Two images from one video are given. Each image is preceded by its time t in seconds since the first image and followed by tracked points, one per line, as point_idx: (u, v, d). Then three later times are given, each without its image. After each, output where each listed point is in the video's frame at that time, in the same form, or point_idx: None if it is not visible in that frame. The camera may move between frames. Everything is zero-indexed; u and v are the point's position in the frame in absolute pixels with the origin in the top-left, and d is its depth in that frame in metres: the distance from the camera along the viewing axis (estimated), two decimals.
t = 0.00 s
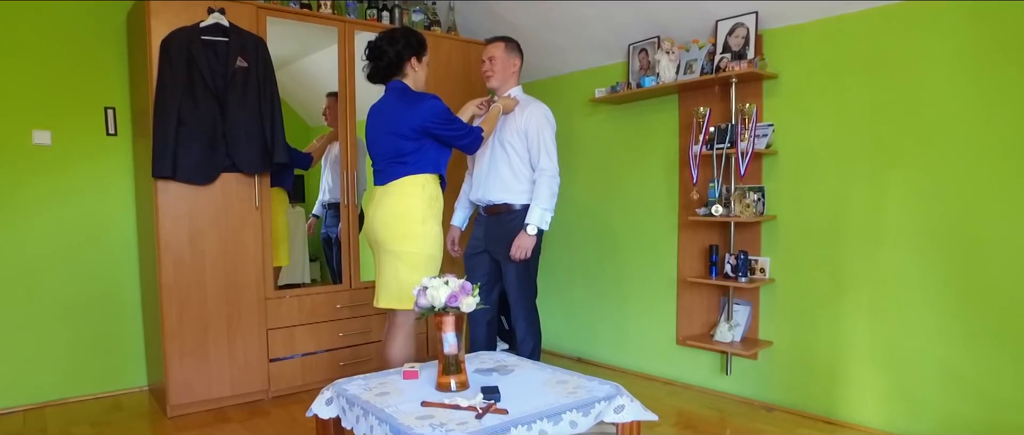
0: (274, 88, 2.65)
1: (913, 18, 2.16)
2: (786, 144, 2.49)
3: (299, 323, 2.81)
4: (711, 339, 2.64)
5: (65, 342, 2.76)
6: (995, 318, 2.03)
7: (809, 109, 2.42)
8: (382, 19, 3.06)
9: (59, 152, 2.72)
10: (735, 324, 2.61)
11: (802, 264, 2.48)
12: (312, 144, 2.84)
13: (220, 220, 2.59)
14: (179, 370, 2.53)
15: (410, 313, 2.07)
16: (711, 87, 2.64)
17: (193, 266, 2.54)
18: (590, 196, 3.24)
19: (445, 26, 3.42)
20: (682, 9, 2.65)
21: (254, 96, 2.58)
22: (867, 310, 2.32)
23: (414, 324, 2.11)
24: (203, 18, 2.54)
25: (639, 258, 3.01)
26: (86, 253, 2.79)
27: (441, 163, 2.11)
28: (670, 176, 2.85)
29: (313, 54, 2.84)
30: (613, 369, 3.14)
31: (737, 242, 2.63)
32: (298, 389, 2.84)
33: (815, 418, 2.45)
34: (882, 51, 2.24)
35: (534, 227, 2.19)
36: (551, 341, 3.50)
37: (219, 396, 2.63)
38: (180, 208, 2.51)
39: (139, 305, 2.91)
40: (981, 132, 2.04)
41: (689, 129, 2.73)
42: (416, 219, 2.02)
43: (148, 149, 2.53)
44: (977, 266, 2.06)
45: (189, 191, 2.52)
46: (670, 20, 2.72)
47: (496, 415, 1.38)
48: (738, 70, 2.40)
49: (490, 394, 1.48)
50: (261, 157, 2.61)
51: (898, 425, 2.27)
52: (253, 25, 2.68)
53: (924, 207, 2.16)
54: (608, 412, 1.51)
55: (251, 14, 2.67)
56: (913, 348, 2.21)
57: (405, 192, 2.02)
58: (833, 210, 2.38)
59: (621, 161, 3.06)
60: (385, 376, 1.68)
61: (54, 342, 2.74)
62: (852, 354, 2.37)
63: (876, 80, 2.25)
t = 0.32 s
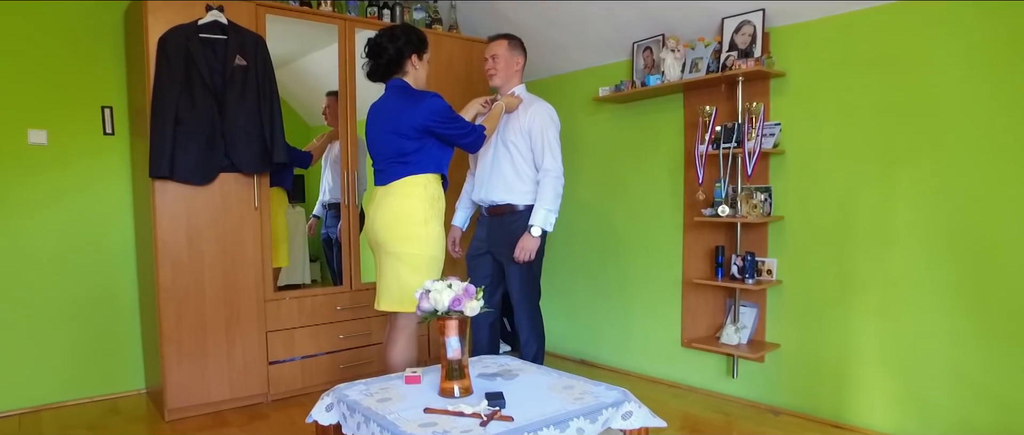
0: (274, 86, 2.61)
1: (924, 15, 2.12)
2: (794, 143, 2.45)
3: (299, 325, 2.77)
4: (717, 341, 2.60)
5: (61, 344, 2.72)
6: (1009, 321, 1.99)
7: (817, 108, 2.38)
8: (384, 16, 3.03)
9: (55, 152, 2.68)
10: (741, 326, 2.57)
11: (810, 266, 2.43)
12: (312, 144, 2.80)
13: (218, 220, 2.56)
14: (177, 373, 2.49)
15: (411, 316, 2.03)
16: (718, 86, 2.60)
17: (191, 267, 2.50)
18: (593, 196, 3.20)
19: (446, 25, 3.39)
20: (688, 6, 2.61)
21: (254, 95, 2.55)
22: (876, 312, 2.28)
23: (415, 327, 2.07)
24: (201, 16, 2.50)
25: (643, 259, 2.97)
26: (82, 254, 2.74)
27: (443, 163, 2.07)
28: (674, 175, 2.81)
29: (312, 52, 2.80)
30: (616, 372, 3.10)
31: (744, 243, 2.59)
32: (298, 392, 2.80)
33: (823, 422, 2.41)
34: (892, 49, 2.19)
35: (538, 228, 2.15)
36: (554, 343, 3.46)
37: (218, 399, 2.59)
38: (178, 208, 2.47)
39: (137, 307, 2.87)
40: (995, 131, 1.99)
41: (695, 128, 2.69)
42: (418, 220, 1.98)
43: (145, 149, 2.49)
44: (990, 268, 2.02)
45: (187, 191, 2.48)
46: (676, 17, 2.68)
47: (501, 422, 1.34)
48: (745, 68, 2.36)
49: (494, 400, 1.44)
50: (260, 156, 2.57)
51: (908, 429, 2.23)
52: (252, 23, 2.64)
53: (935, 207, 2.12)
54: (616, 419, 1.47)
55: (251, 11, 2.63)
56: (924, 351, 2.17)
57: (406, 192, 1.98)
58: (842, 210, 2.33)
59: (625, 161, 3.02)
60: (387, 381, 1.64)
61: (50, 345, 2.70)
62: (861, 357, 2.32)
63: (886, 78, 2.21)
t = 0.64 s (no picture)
0: (273, 84, 2.56)
1: (939, 11, 2.07)
2: (804, 143, 2.40)
3: (299, 328, 2.72)
4: (725, 345, 2.55)
5: (57, 348, 2.68)
6: None
7: (828, 106, 2.33)
8: (385, 14, 2.98)
9: (50, 152, 2.63)
10: (750, 329, 2.53)
11: (820, 268, 2.38)
12: (312, 143, 2.75)
13: (217, 221, 2.51)
14: (174, 378, 2.44)
15: (414, 320, 1.98)
16: (726, 84, 2.55)
17: (189, 269, 2.46)
18: (598, 197, 3.15)
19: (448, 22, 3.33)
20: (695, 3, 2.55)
21: (252, 93, 2.49)
22: (889, 315, 2.23)
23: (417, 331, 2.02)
24: (200, 13, 2.45)
25: (649, 261, 2.92)
26: (79, 256, 2.70)
27: (446, 163, 2.02)
28: (681, 176, 2.76)
29: (312, 50, 2.75)
30: (621, 375, 3.05)
31: (753, 245, 2.55)
32: (298, 397, 2.75)
33: (833, 427, 2.36)
34: (906, 46, 2.14)
35: (543, 230, 2.10)
36: (558, 345, 3.42)
37: (216, 404, 2.54)
38: (176, 209, 2.42)
39: (135, 310, 2.83)
40: (1012, 130, 1.94)
41: (703, 127, 2.64)
42: (420, 222, 1.93)
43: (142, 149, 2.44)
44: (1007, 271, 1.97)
45: (185, 192, 2.43)
46: (682, 15, 2.63)
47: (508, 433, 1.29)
48: (754, 66, 2.31)
49: (501, 409, 1.39)
50: (260, 156, 2.52)
51: None
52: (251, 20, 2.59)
53: (951, 208, 2.07)
54: (626, 428, 1.42)
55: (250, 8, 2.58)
56: (938, 356, 2.12)
57: (408, 193, 1.93)
58: (854, 212, 2.29)
59: (630, 161, 2.97)
60: (390, 388, 1.59)
61: (46, 348, 2.65)
62: (873, 362, 2.27)
63: (900, 76, 2.16)
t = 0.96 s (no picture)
0: (272, 83, 2.50)
1: (956, 8, 2.01)
2: (816, 143, 2.35)
3: (298, 332, 2.67)
4: (734, 349, 2.50)
5: (51, 352, 2.62)
6: None
7: (841, 105, 2.27)
8: (387, 11, 2.93)
9: (45, 152, 2.58)
10: (760, 333, 2.47)
11: (832, 271, 2.33)
12: (312, 143, 2.69)
13: (215, 223, 2.45)
14: (171, 383, 2.39)
15: (416, 325, 1.93)
16: (735, 83, 2.49)
17: (186, 272, 2.40)
18: (603, 197, 3.09)
19: (451, 20, 3.28)
20: None
21: (251, 92, 2.44)
22: (904, 320, 2.17)
23: (420, 337, 1.97)
24: (197, 10, 2.40)
25: (656, 263, 2.86)
26: (73, 258, 2.64)
27: (450, 163, 1.96)
28: (689, 176, 2.70)
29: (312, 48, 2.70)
30: (628, 379, 2.99)
31: (763, 247, 2.49)
32: (298, 402, 2.70)
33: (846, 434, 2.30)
34: (922, 43, 2.08)
35: (549, 232, 2.04)
36: (562, 348, 3.36)
37: (213, 410, 2.49)
38: (172, 211, 2.37)
39: (131, 313, 2.77)
40: None
41: (711, 127, 2.58)
42: (423, 224, 1.87)
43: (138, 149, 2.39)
44: None
45: (181, 193, 2.37)
46: (690, 12, 2.57)
47: None
48: (765, 64, 2.26)
49: (508, 421, 1.33)
50: (258, 156, 2.47)
51: None
52: (250, 18, 2.54)
53: (969, 211, 2.01)
54: None
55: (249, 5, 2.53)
56: (955, 362, 2.06)
57: (410, 194, 1.88)
58: (867, 214, 2.23)
59: (636, 161, 2.92)
60: (392, 397, 1.54)
61: (40, 352, 2.60)
62: (887, 368, 2.21)
63: (915, 75, 2.10)
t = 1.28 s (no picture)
0: (269, 81, 2.44)
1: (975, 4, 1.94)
2: (827, 143, 2.28)
3: (297, 337, 2.61)
4: (743, 354, 2.44)
5: (44, 357, 2.56)
6: None
7: (854, 104, 2.21)
8: (387, 8, 2.87)
9: (37, 152, 2.52)
10: (770, 338, 2.40)
11: (845, 274, 2.26)
12: (311, 143, 2.63)
13: (210, 225, 2.39)
14: (166, 390, 2.33)
15: (416, 332, 1.86)
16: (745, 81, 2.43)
17: (181, 275, 2.34)
18: (608, 198, 3.03)
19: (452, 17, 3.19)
20: None
21: (248, 91, 2.37)
22: (920, 326, 2.10)
23: (421, 343, 1.91)
24: (192, 6, 2.33)
25: (662, 265, 2.80)
26: (66, 261, 2.58)
27: (452, 163, 1.90)
28: (696, 177, 2.64)
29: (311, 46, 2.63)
30: (633, 384, 2.93)
31: (772, 250, 2.43)
32: (296, 408, 2.64)
33: None
34: (938, 40, 2.02)
35: (553, 235, 1.98)
36: (566, 352, 3.30)
37: (210, 417, 2.43)
38: (167, 213, 2.30)
39: (126, 317, 2.71)
40: None
41: (719, 127, 2.52)
42: (424, 227, 1.81)
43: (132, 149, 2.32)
44: None
45: (176, 194, 2.31)
46: (698, 9, 2.51)
47: None
48: (775, 62, 2.19)
49: None
50: (255, 157, 2.40)
51: None
52: (247, 15, 2.48)
53: (987, 213, 1.95)
54: None
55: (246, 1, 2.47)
56: (973, 369, 2.00)
57: (410, 196, 1.82)
58: (881, 216, 2.16)
59: (642, 161, 2.85)
60: (392, 408, 1.48)
61: (32, 358, 2.54)
62: (901, 374, 2.15)
63: (932, 73, 2.03)
